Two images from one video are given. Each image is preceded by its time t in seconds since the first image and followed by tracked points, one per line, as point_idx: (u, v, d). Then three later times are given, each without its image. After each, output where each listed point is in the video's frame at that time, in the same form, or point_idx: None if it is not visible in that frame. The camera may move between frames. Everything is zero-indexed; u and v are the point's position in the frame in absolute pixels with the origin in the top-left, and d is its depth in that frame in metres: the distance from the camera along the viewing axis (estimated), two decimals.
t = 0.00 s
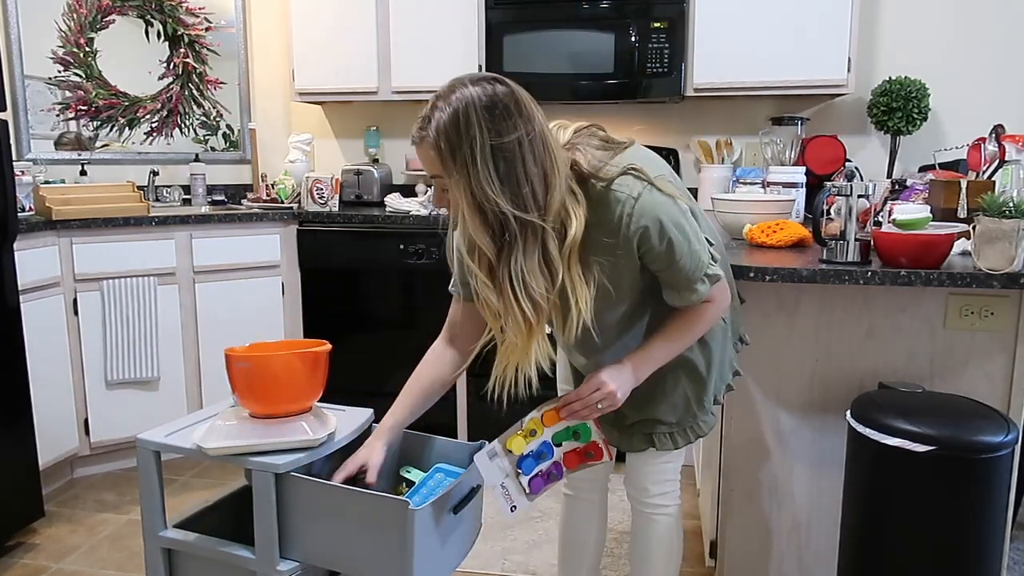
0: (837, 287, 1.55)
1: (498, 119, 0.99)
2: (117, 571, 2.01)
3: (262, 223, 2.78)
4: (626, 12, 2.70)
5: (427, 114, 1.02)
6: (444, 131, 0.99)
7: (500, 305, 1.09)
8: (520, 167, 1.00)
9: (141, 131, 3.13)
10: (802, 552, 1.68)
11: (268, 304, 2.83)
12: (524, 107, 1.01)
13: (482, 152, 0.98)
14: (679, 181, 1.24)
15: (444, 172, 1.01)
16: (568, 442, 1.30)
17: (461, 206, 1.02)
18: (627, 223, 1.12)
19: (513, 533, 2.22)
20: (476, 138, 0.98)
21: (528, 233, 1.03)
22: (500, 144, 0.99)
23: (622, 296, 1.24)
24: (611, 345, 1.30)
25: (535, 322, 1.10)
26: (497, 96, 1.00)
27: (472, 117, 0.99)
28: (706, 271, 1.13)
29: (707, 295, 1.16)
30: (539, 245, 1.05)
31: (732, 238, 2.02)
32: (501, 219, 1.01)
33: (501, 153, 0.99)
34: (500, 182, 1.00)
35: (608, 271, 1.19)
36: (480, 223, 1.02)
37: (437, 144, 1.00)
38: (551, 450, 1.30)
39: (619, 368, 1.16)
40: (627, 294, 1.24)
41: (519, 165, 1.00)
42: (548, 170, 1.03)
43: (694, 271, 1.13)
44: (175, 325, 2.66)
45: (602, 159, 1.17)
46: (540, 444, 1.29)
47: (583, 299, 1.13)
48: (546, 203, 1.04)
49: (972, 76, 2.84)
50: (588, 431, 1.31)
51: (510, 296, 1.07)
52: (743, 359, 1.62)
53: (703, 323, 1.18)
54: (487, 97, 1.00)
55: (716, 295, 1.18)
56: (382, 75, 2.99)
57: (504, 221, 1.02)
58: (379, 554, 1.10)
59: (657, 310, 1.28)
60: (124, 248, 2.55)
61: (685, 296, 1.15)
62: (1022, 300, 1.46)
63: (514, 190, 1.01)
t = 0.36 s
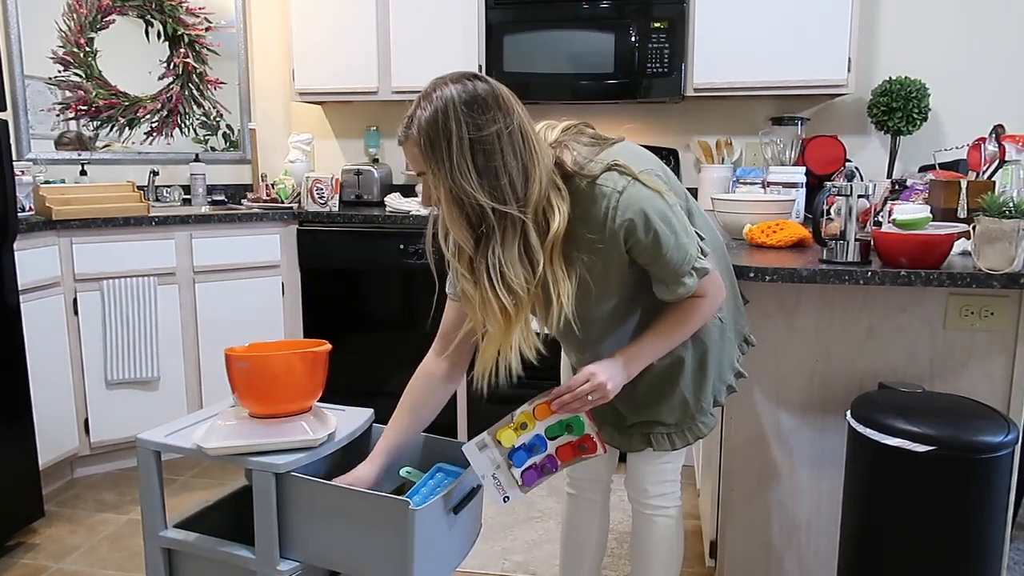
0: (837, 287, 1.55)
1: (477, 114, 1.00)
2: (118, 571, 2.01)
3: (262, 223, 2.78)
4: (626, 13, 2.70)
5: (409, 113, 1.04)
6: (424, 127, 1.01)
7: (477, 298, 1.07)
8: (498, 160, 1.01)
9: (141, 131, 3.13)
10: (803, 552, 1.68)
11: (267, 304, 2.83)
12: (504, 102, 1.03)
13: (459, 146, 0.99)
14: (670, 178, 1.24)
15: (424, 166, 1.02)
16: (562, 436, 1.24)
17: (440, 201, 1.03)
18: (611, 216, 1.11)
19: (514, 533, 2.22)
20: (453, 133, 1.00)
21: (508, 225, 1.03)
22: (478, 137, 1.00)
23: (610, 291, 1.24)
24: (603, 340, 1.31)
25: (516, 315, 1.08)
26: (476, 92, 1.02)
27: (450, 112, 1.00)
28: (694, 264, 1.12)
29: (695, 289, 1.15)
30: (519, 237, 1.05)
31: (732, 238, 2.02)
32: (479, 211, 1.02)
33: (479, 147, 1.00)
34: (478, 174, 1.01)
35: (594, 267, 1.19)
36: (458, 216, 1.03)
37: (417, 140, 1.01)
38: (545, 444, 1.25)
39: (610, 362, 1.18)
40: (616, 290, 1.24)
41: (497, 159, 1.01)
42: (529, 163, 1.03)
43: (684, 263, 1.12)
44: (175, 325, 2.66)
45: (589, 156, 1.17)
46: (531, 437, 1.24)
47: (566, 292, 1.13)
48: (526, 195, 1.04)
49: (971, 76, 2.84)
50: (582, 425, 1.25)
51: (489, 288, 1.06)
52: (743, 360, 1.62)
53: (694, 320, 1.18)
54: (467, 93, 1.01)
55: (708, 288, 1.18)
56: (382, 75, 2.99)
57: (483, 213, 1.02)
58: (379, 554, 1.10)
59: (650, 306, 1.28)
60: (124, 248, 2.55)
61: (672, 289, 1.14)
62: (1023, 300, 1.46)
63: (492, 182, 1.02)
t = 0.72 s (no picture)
0: (837, 287, 1.55)
1: (476, 77, 0.98)
2: (118, 571, 2.01)
3: (262, 223, 2.78)
4: (626, 13, 2.70)
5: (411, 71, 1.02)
6: (420, 95, 0.99)
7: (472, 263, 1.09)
8: (496, 124, 0.99)
9: (141, 131, 3.13)
10: (803, 552, 1.68)
11: (267, 304, 2.83)
12: (501, 69, 1.01)
13: (456, 107, 0.98)
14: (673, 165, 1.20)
15: (420, 134, 1.01)
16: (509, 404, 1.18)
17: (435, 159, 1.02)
18: (606, 193, 1.09)
19: (514, 533, 2.22)
20: (450, 94, 0.98)
21: (500, 189, 1.02)
22: (474, 101, 0.98)
23: (605, 275, 1.21)
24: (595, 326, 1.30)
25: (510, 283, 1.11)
26: (474, 58, 0.99)
27: (449, 75, 0.98)
28: (683, 251, 1.09)
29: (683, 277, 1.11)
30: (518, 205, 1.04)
31: (732, 238, 2.02)
32: (476, 177, 1.01)
33: (476, 112, 0.98)
34: (476, 143, 0.99)
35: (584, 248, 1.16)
36: (452, 176, 1.01)
37: (415, 100, 1.00)
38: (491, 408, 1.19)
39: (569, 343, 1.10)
40: (611, 273, 1.21)
41: (494, 124, 0.99)
42: (527, 128, 1.02)
43: (677, 249, 1.08)
44: (175, 324, 2.66)
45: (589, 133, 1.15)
46: (479, 402, 1.18)
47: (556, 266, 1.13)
48: (525, 163, 1.02)
49: (971, 75, 2.84)
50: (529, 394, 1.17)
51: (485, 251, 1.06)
52: (743, 360, 1.62)
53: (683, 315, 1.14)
54: (465, 60, 0.99)
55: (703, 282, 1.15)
56: (382, 75, 2.99)
57: (480, 180, 1.01)
58: (379, 555, 1.10)
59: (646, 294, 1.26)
60: (124, 248, 2.55)
61: (659, 274, 1.09)
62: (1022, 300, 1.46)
63: (491, 151, 1.00)
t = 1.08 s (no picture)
0: (837, 286, 1.55)
1: (431, 34, 1.01)
2: (118, 571, 2.01)
3: (262, 223, 2.78)
4: (626, 12, 2.70)
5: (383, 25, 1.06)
6: (377, 43, 1.03)
7: (414, 213, 1.11)
8: (445, 80, 1.02)
9: (141, 131, 3.13)
10: (803, 552, 1.68)
11: (267, 304, 2.83)
12: (456, 25, 1.03)
13: (406, 60, 1.01)
14: (615, 154, 1.12)
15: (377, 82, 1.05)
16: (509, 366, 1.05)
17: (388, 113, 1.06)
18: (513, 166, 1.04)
19: (514, 533, 2.22)
20: (403, 47, 1.01)
21: (446, 143, 1.05)
22: (427, 54, 1.01)
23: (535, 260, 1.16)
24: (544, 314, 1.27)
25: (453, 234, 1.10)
26: (429, 15, 1.02)
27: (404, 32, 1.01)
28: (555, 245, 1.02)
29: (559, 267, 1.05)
30: (458, 156, 1.06)
31: (732, 237, 2.02)
32: (422, 126, 1.04)
33: (425, 66, 1.01)
34: (423, 92, 1.02)
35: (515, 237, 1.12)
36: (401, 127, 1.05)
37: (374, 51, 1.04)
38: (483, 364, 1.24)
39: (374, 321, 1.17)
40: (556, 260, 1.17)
41: (444, 79, 1.02)
42: (476, 85, 1.04)
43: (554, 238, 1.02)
44: (175, 325, 2.66)
45: (536, 113, 1.09)
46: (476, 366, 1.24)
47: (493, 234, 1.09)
48: (471, 116, 1.05)
49: (971, 75, 2.84)
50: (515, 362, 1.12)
51: (422, 199, 1.08)
52: (744, 361, 1.62)
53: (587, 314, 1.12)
54: (420, 16, 1.02)
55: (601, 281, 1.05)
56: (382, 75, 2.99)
57: (425, 129, 1.04)
58: (380, 555, 1.10)
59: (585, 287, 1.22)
60: (124, 248, 2.55)
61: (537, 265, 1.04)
62: (1022, 300, 1.46)
63: (436, 100, 1.03)
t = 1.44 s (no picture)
0: (837, 287, 1.55)
1: (511, 32, 0.99)
2: (118, 571, 2.01)
3: (262, 223, 2.78)
4: (626, 13, 2.70)
5: (442, 30, 1.02)
6: (454, 44, 0.99)
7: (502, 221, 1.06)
8: (531, 80, 1.00)
9: (141, 131, 3.13)
10: (804, 552, 1.68)
11: (267, 304, 2.83)
12: (535, 22, 1.01)
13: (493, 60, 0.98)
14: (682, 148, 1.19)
15: (450, 79, 1.01)
16: (572, 373, 1.09)
17: (472, 119, 1.00)
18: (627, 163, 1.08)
19: (514, 533, 2.22)
20: (488, 47, 0.98)
21: (539, 145, 1.02)
22: (509, 53, 0.99)
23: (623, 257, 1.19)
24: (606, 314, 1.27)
25: (546, 239, 1.06)
26: (508, 12, 1.00)
27: (484, 31, 0.98)
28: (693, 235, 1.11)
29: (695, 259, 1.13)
30: (551, 159, 1.04)
31: (732, 237, 2.02)
32: (508, 125, 1.00)
33: (510, 66, 0.99)
34: (509, 90, 0.99)
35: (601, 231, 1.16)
36: (488, 132, 1.01)
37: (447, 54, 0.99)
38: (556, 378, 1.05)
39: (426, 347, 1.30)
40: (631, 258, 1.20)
41: (530, 78, 1.00)
42: (560, 86, 1.03)
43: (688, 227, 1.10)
44: (175, 325, 2.66)
45: (614, 108, 1.15)
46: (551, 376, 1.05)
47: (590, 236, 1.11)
48: (558, 117, 1.03)
49: (971, 75, 2.84)
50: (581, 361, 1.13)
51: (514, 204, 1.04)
52: (744, 361, 1.62)
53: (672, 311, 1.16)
54: (499, 9, 1.00)
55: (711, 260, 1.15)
56: (382, 75, 2.99)
57: (513, 129, 1.01)
58: (380, 554, 1.10)
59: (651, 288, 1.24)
60: (124, 248, 2.55)
61: (674, 256, 1.11)
62: (1022, 300, 1.46)
63: (525, 101, 1.00)
